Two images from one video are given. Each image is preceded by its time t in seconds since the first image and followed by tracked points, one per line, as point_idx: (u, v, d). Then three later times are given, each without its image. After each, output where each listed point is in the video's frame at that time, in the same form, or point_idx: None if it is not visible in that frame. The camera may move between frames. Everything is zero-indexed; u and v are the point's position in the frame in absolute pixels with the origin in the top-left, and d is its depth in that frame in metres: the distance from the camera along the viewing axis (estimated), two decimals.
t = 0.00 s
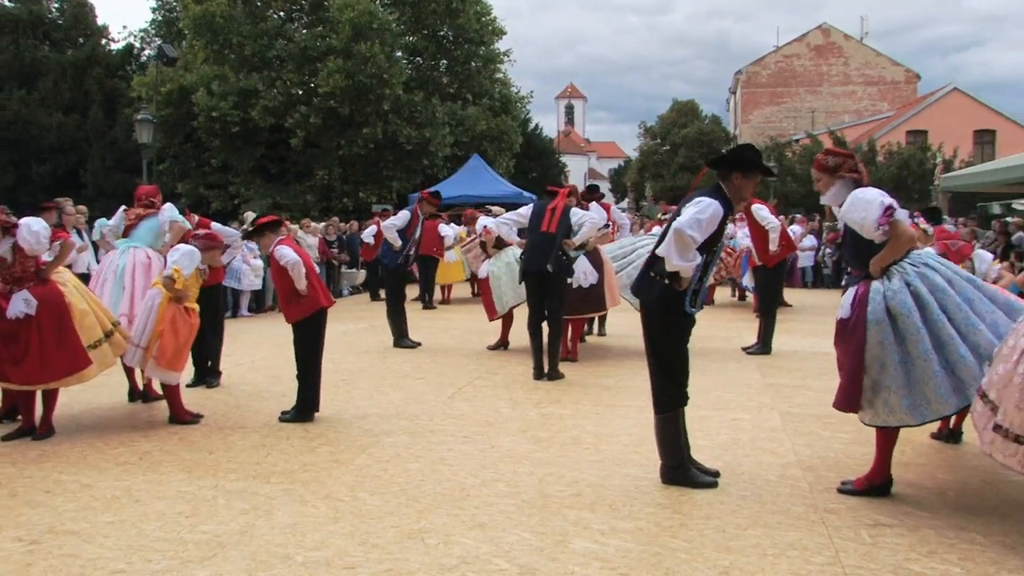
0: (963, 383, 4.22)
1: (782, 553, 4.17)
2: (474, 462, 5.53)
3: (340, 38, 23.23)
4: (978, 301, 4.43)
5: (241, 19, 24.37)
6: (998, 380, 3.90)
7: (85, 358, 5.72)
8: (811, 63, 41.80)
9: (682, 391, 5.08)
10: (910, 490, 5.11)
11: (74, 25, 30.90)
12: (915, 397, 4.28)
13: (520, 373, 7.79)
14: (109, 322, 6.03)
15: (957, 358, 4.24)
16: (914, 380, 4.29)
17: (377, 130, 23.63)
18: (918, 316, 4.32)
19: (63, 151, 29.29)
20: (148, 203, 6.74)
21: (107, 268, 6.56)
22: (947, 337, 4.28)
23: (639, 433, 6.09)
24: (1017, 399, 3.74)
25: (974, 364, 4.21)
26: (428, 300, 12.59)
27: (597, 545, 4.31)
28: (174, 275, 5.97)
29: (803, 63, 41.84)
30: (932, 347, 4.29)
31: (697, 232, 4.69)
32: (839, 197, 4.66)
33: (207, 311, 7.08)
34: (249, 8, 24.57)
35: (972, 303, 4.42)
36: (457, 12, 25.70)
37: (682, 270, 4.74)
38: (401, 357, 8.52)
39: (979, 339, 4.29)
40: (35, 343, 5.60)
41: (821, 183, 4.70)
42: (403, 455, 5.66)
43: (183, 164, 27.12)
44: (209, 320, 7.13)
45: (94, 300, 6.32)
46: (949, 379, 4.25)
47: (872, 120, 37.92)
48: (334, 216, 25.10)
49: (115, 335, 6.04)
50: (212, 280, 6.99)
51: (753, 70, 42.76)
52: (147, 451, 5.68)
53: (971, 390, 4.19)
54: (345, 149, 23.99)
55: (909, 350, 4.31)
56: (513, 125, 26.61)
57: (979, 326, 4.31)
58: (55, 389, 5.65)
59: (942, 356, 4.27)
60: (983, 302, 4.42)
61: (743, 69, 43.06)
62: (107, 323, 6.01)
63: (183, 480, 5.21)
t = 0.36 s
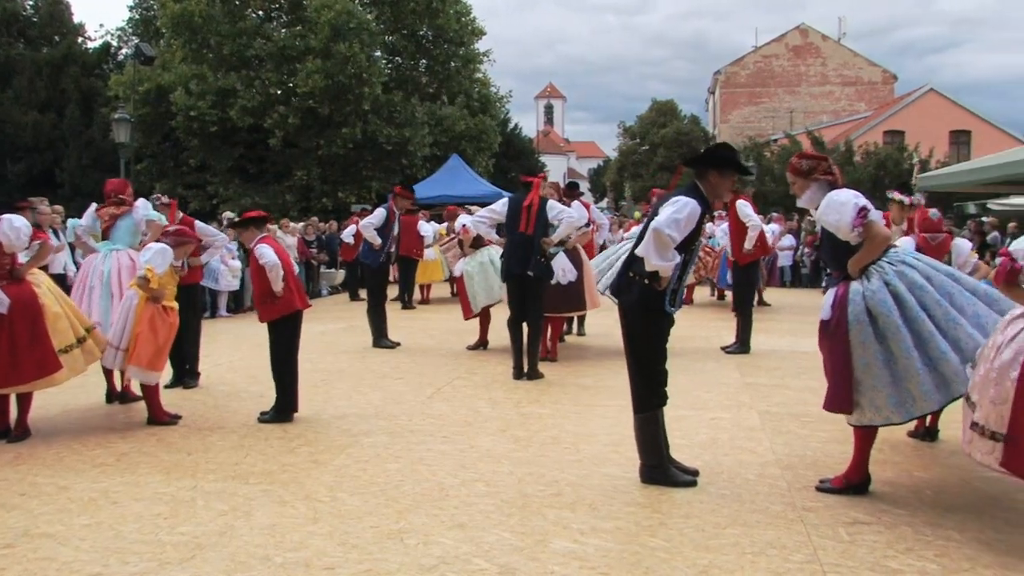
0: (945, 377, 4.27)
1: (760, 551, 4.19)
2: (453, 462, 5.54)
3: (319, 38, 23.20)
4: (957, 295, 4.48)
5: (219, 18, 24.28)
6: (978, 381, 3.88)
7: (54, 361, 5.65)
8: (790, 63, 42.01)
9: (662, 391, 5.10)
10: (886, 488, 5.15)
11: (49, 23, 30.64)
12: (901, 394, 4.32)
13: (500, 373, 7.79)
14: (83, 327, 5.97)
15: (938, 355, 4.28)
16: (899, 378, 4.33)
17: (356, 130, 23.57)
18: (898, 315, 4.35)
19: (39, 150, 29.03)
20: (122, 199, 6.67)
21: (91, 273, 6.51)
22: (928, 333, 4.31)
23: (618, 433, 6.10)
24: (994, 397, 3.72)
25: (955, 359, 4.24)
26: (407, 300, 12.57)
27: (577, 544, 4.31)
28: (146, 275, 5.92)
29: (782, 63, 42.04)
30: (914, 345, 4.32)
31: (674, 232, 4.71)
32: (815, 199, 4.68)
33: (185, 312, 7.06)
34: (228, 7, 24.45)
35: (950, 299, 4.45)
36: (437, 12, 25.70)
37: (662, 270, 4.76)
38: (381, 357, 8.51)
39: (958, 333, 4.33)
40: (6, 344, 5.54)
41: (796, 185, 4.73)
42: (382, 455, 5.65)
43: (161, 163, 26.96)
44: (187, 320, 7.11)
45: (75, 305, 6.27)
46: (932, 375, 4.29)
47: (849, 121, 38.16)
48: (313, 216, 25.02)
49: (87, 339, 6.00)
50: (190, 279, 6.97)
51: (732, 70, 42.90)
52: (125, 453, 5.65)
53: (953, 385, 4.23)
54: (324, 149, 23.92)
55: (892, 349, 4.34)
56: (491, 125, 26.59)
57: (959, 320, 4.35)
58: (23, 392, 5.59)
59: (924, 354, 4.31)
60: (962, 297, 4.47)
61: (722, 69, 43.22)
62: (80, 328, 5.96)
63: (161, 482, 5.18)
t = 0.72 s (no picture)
0: (883, 386, 4.28)
1: (739, 550, 4.21)
2: (432, 462, 5.53)
3: (296, 38, 23.13)
4: (916, 314, 4.44)
5: (197, 17, 24.15)
6: (959, 386, 3.88)
7: (23, 365, 5.56)
8: (768, 64, 42.22)
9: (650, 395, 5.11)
10: (862, 486, 5.18)
11: (23, 20, 30.33)
12: (836, 391, 4.35)
13: (479, 373, 7.79)
14: (55, 337, 5.93)
15: (881, 360, 4.30)
16: (837, 376, 4.36)
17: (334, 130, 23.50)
18: (849, 315, 4.37)
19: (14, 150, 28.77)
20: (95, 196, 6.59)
21: (69, 279, 6.48)
22: (875, 338, 4.33)
23: (597, 432, 6.11)
24: (978, 398, 3.72)
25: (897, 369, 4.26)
26: (386, 300, 12.56)
27: (556, 543, 4.32)
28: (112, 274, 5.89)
29: (760, 63, 42.24)
30: (858, 346, 4.35)
31: (660, 225, 4.74)
32: (806, 189, 4.67)
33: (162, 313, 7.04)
34: (206, 6, 24.32)
35: (910, 312, 4.45)
36: (416, 12, 25.70)
37: (656, 265, 4.79)
38: (361, 357, 8.49)
39: (907, 346, 4.33)
40: None
41: (790, 171, 4.72)
42: (360, 455, 5.64)
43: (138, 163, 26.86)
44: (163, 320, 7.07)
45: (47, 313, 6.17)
46: (871, 379, 4.31)
47: (827, 121, 38.40)
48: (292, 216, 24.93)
49: (59, 352, 5.94)
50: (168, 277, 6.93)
51: (711, 70, 43.02)
52: (101, 455, 5.61)
53: (889, 392, 4.25)
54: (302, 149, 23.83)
55: (837, 344, 4.37)
56: (470, 124, 26.57)
57: (910, 334, 4.35)
58: None
59: (865, 357, 4.33)
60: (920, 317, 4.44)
61: (701, 69, 43.36)
62: (52, 337, 5.91)
63: (139, 484, 5.15)
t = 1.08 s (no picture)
0: (818, 392, 4.29)
1: (717, 549, 4.23)
2: (411, 462, 5.52)
3: (274, 38, 23.03)
4: (868, 325, 4.38)
5: (175, 15, 23.99)
6: (932, 381, 3.90)
7: None
8: (746, 64, 42.39)
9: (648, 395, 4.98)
10: (839, 484, 5.22)
11: None
12: (773, 392, 4.40)
13: (458, 373, 7.79)
14: (30, 342, 5.87)
15: (820, 367, 4.30)
16: (776, 378, 4.41)
17: (312, 130, 23.40)
18: (796, 319, 4.39)
19: None
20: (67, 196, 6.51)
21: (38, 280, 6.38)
22: (817, 345, 4.33)
23: (576, 432, 6.12)
24: (951, 394, 3.75)
25: (832, 377, 4.25)
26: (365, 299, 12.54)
27: (535, 543, 4.32)
28: (91, 275, 5.84)
29: (738, 64, 42.42)
30: (801, 351, 4.38)
31: (651, 223, 4.75)
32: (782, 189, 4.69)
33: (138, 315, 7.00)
34: (184, 5, 24.15)
35: (865, 321, 4.39)
36: (395, 12, 25.67)
37: (653, 264, 4.80)
38: (339, 357, 8.46)
39: (850, 355, 4.31)
40: None
41: (771, 170, 4.75)
42: (338, 456, 5.63)
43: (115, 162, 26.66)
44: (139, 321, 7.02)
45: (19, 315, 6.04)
46: (808, 384, 4.33)
47: (804, 121, 38.62)
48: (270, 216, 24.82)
49: (34, 356, 5.87)
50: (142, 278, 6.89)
51: (689, 70, 43.10)
52: (78, 457, 5.57)
53: (820, 399, 4.26)
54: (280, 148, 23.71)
55: (780, 347, 4.41)
56: (449, 124, 26.53)
57: (855, 343, 4.31)
58: None
59: (804, 362, 4.35)
60: (872, 328, 4.37)
61: (679, 69, 43.48)
62: (28, 342, 5.85)
63: (116, 486, 5.12)
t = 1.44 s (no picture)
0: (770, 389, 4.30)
1: (695, 547, 4.24)
2: (388, 462, 5.52)
3: (250, 37, 22.90)
4: (828, 323, 4.36)
5: (151, 13, 23.78)
6: (892, 379, 3.90)
7: None
8: (723, 64, 42.58)
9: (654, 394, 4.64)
10: (815, 482, 5.25)
11: None
12: (731, 390, 4.46)
13: (437, 373, 7.78)
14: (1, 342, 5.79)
15: (772, 364, 4.32)
16: (737, 376, 4.46)
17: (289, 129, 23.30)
18: (753, 317, 4.45)
19: None
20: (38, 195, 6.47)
21: None
22: (771, 342, 4.35)
23: (554, 432, 6.12)
24: (909, 392, 3.76)
25: (781, 372, 4.27)
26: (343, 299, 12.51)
27: (513, 543, 4.33)
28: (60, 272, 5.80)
29: (715, 64, 42.60)
30: (758, 349, 4.42)
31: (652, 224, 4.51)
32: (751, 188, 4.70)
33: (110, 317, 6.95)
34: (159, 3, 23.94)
35: (825, 319, 4.37)
36: (372, 11, 25.61)
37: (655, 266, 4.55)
38: (317, 358, 8.43)
39: (803, 352, 4.30)
40: None
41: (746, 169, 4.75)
42: (316, 457, 5.61)
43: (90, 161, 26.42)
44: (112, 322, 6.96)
45: None
46: (764, 381, 4.36)
47: (781, 121, 38.86)
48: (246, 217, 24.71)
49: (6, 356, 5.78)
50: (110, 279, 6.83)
51: (666, 70, 43.18)
52: (51, 459, 5.52)
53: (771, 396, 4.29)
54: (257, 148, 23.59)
55: (739, 345, 4.47)
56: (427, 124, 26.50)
57: (809, 340, 4.30)
58: None
59: (759, 360, 4.39)
60: (831, 327, 4.34)
61: (657, 69, 43.58)
62: None
63: (91, 488, 5.08)
